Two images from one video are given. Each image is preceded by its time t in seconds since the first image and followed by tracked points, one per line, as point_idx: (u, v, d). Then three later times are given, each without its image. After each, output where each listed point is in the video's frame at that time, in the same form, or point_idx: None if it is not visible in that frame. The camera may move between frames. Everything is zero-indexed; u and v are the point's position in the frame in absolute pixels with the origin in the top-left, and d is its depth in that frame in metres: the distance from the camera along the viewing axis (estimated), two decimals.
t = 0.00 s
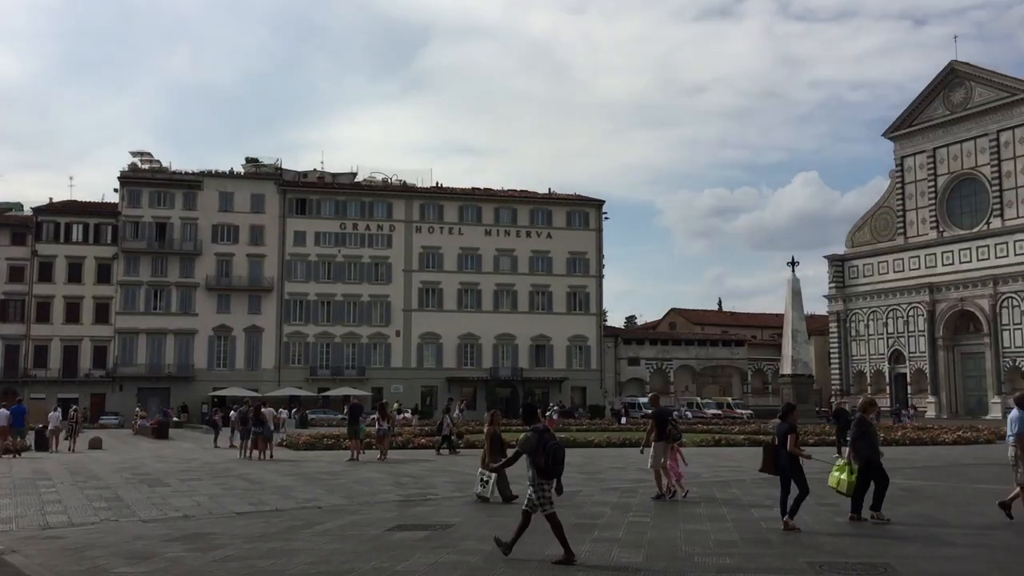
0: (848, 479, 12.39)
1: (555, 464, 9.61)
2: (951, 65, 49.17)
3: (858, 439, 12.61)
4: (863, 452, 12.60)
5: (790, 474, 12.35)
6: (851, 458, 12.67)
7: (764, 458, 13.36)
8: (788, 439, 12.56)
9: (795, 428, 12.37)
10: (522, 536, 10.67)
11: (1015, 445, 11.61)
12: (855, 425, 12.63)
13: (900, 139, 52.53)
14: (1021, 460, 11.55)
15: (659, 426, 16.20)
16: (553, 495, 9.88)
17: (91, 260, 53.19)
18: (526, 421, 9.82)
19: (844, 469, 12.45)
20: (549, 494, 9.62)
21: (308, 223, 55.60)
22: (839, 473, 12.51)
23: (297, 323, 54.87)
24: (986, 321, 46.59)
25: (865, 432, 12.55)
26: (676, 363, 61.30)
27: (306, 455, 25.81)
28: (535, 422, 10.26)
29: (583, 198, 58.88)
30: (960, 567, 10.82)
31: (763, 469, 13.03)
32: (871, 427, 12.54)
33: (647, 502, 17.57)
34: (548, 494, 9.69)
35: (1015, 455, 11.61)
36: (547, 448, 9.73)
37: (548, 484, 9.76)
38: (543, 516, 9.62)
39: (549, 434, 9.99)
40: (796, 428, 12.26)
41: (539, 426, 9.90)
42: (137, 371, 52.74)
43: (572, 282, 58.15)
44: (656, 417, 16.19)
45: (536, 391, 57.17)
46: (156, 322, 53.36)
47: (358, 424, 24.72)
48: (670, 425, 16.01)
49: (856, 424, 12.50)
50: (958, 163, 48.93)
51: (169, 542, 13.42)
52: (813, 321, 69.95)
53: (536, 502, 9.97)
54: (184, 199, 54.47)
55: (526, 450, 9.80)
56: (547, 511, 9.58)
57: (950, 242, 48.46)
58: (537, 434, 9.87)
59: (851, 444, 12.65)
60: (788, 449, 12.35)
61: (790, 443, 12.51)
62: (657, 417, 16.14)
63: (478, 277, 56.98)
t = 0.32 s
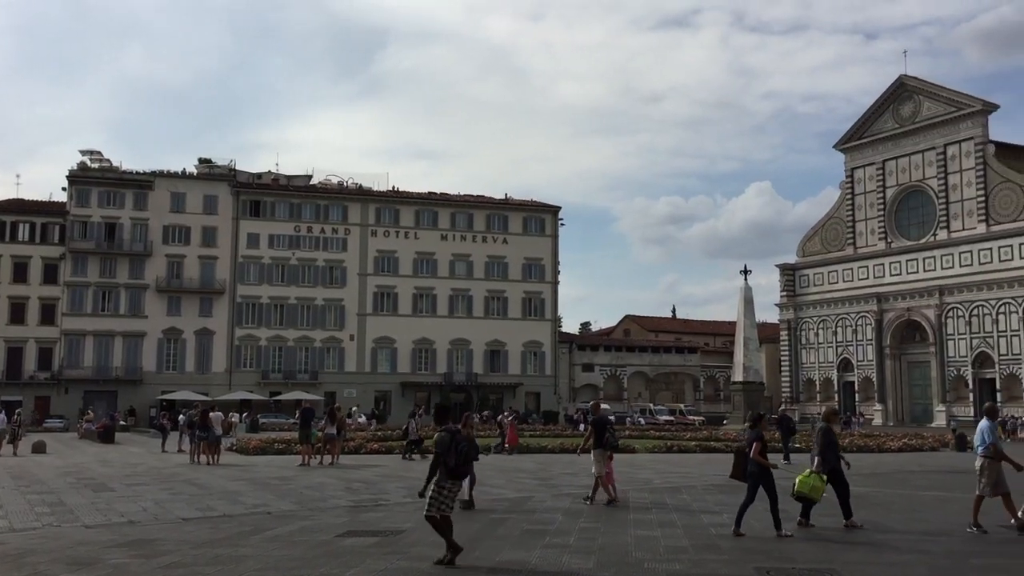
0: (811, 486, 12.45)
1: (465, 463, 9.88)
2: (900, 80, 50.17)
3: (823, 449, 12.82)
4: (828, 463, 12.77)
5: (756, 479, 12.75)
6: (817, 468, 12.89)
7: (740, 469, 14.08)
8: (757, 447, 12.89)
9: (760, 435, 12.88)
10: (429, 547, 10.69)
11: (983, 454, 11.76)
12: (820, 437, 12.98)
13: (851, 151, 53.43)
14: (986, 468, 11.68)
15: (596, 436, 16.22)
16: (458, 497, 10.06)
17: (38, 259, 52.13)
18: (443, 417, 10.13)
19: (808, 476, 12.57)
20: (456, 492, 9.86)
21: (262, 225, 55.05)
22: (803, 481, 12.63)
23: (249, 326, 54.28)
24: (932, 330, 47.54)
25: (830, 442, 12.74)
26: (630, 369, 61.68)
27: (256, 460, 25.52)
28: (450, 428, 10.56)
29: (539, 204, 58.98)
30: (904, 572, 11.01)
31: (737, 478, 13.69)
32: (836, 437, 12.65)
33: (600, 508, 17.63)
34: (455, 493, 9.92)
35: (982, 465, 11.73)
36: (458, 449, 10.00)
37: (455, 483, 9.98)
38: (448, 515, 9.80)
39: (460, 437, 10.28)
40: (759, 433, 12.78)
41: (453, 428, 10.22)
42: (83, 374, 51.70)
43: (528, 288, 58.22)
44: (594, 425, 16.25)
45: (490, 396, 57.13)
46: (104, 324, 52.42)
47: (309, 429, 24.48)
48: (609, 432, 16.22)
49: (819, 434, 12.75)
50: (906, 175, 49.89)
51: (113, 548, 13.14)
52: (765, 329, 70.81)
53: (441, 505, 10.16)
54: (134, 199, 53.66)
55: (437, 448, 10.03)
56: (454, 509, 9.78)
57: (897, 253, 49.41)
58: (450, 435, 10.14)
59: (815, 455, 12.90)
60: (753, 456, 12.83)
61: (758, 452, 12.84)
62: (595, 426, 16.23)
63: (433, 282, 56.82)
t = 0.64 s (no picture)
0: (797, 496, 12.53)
1: (375, 480, 10.02)
2: (851, 94, 51.11)
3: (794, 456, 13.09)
4: (804, 468, 12.77)
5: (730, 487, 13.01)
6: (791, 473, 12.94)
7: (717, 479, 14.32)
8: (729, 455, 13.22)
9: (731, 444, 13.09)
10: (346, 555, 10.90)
11: (957, 463, 12.00)
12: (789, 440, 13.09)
13: (803, 163, 54.25)
14: (963, 476, 11.91)
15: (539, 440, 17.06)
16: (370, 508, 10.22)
17: None
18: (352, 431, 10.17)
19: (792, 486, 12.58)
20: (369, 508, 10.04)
21: (215, 229, 54.42)
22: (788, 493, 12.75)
23: (201, 331, 53.59)
24: (881, 341, 48.39)
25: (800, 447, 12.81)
26: (585, 378, 61.95)
27: (205, 467, 25.15)
28: (357, 437, 10.58)
29: (497, 212, 58.99)
30: None
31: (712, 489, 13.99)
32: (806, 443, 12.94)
33: (552, 516, 17.69)
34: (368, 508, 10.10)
35: (958, 473, 11.99)
36: (368, 462, 10.11)
37: (367, 496, 10.11)
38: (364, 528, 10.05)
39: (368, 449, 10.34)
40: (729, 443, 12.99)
41: (361, 441, 10.28)
42: (28, 379, 50.56)
43: (484, 295, 58.19)
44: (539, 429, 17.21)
45: (444, 404, 56.96)
46: (51, 328, 51.36)
47: (260, 436, 24.20)
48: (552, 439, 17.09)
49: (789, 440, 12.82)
50: (857, 188, 50.77)
51: (57, 557, 12.88)
52: (719, 338, 71.58)
53: (351, 513, 10.34)
54: (84, 201, 52.75)
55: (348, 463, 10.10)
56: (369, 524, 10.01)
57: (848, 264, 50.25)
58: (359, 449, 10.20)
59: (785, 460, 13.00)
60: (726, 463, 13.17)
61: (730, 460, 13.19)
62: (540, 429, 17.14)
63: (389, 288, 56.58)
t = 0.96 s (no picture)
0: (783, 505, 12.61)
1: (284, 478, 10.20)
2: (805, 105, 51.86)
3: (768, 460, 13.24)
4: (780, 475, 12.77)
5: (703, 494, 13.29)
6: (767, 482, 12.96)
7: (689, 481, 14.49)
8: (701, 462, 13.44)
9: (705, 454, 13.22)
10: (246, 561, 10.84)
11: (930, 474, 12.14)
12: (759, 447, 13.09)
13: (758, 173, 54.89)
14: (937, 486, 12.13)
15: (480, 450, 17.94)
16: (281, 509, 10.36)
17: None
18: (263, 432, 10.38)
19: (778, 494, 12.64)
20: (275, 507, 10.15)
21: (169, 233, 53.76)
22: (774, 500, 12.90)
23: (153, 336, 52.82)
24: (832, 349, 49.10)
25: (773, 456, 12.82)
26: (542, 384, 62.04)
27: (155, 475, 24.72)
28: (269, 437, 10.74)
29: (455, 218, 58.87)
30: None
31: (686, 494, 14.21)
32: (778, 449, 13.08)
33: (508, 522, 17.69)
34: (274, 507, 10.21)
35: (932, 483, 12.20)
36: (277, 462, 10.29)
37: (277, 495, 10.26)
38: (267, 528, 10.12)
39: (281, 451, 10.54)
40: (703, 454, 13.10)
41: (273, 442, 10.47)
42: None
43: (441, 301, 58.00)
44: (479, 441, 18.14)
45: (400, 410, 56.67)
46: None
47: (212, 443, 23.87)
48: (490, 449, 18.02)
49: (759, 449, 12.76)
50: (811, 198, 51.50)
51: None
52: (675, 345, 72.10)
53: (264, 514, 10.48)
54: (33, 203, 51.74)
55: (257, 463, 10.28)
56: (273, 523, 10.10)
57: (801, 272, 50.94)
58: (269, 450, 10.38)
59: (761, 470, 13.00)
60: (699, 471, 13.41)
61: (702, 467, 13.45)
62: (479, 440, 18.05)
63: (345, 293, 56.21)
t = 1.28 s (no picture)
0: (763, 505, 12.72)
1: (190, 489, 10.01)
2: (763, 111, 52.46)
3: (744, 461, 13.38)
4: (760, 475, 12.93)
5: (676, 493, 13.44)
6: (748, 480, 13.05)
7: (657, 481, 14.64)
8: (674, 461, 13.59)
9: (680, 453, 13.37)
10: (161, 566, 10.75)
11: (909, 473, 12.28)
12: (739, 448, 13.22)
13: (716, 177, 55.41)
14: (914, 486, 12.29)
15: (419, 450, 18.21)
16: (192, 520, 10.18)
17: None
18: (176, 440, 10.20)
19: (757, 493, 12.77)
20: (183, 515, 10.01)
21: (124, 233, 53.00)
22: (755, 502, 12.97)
23: (106, 338, 52.01)
24: (788, 352, 49.70)
25: (753, 455, 12.98)
26: (501, 387, 62.05)
27: (108, 478, 24.32)
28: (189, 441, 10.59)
29: (414, 220, 58.61)
30: None
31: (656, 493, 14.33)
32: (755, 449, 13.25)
33: (466, 526, 17.66)
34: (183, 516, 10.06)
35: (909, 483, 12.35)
36: (186, 471, 10.11)
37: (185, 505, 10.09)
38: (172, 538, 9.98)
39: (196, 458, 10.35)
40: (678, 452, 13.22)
41: (187, 451, 10.28)
42: None
43: (400, 304, 57.75)
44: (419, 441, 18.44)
45: (359, 413, 56.35)
46: None
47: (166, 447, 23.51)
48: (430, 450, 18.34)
49: (742, 450, 13.07)
50: (768, 203, 52.10)
51: None
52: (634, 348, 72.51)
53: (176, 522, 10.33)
54: None
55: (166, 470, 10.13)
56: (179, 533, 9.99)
57: (758, 277, 51.51)
58: (182, 459, 10.21)
59: (741, 470, 13.14)
60: (672, 470, 13.57)
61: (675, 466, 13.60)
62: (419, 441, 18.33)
63: (303, 295, 55.78)
